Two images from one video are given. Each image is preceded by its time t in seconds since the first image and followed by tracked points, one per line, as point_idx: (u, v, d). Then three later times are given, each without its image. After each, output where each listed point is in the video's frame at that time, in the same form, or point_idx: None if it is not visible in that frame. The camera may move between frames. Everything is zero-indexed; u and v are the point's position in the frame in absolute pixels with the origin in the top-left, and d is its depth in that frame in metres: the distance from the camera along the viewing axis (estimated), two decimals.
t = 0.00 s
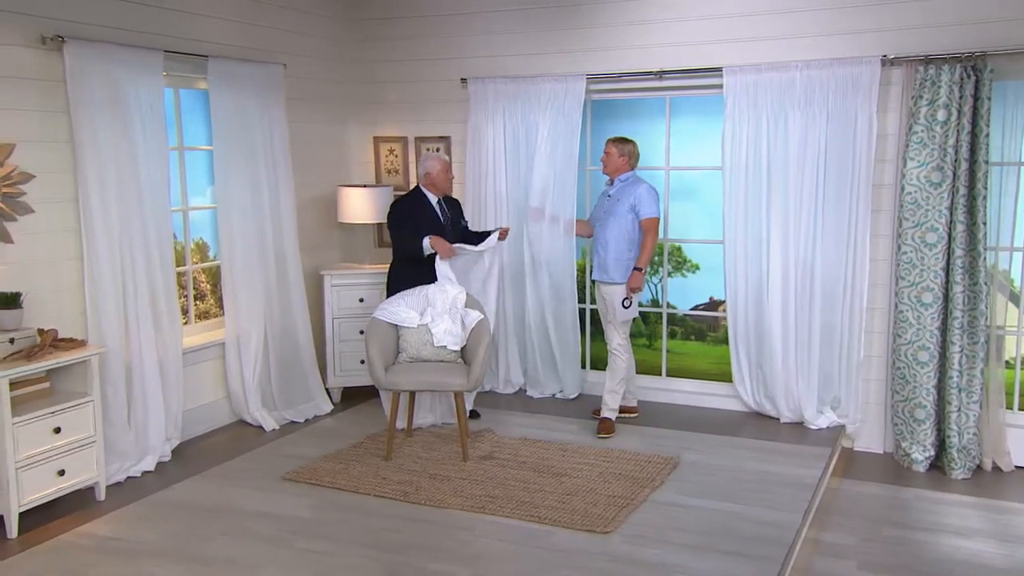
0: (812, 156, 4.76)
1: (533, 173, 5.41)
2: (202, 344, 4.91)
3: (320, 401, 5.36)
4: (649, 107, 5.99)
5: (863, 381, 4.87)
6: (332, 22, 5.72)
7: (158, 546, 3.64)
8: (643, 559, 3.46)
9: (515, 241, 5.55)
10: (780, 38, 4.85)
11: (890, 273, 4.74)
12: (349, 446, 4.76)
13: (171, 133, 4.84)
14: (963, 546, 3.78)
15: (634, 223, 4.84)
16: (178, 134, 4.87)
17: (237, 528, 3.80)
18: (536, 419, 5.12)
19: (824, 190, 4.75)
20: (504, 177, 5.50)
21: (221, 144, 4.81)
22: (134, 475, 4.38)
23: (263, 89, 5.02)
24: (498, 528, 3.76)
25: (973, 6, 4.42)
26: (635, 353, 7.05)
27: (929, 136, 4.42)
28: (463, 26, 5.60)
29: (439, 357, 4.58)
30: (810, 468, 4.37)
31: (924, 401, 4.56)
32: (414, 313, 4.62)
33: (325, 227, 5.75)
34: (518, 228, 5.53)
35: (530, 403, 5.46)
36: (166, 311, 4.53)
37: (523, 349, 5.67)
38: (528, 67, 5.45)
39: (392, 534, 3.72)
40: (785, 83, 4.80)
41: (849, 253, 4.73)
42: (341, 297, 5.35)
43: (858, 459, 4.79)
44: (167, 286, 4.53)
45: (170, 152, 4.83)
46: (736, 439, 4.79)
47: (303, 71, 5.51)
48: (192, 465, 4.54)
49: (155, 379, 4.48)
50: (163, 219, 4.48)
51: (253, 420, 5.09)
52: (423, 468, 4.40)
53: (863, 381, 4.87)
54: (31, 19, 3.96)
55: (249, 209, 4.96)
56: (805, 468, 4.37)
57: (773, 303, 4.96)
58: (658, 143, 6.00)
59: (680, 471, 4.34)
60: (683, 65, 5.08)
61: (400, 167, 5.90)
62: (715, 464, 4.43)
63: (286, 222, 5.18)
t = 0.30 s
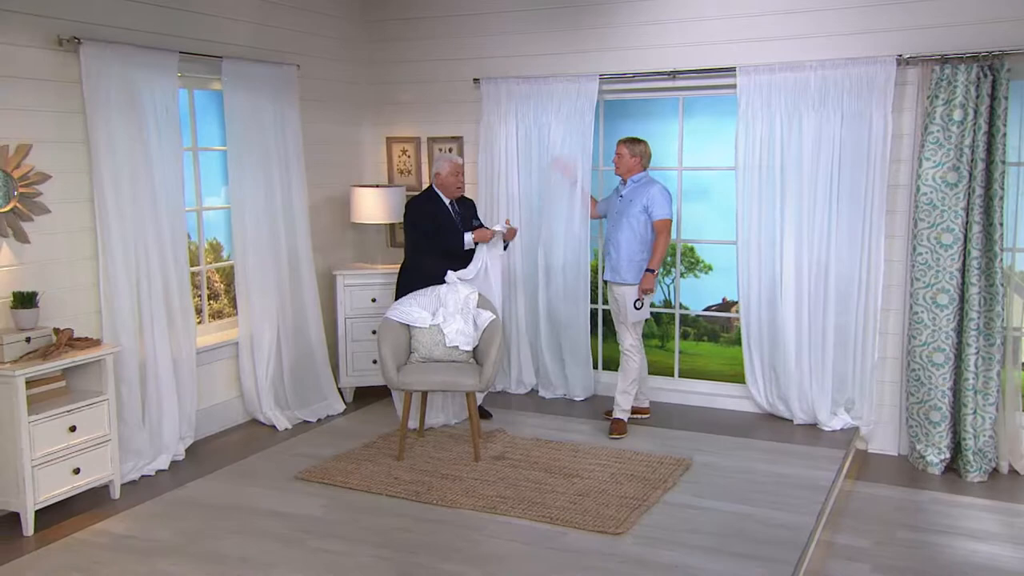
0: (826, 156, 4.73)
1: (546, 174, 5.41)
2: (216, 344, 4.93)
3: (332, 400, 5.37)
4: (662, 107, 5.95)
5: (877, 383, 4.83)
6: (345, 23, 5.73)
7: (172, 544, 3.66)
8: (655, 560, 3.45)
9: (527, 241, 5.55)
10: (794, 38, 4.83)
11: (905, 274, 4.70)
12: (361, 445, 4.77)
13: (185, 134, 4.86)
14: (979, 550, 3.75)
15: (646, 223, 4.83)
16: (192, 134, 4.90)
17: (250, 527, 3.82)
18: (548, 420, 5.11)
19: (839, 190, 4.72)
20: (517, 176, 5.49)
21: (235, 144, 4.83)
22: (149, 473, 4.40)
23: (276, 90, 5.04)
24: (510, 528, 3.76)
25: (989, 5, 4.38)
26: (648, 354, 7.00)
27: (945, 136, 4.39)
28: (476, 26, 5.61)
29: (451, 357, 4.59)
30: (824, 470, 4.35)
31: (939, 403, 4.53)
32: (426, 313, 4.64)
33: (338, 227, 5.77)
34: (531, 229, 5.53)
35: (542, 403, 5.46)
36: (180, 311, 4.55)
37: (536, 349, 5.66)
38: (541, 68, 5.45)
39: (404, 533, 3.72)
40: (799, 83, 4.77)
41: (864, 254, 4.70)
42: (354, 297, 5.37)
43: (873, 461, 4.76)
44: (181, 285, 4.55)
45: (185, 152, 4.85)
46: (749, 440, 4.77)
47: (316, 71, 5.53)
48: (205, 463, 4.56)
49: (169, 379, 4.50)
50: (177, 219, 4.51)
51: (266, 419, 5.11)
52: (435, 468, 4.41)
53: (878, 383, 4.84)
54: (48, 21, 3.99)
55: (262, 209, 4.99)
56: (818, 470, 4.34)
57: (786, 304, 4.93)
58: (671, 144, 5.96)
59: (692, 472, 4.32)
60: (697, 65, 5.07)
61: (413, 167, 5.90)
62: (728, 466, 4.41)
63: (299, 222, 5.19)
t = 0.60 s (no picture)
0: (839, 156, 4.71)
1: (557, 175, 5.41)
2: (229, 343, 4.96)
3: (343, 400, 5.39)
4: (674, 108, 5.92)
5: (890, 385, 4.81)
6: (357, 24, 5.75)
7: (185, 543, 3.68)
8: (665, 562, 3.44)
9: (538, 243, 5.55)
10: (807, 38, 4.81)
11: (919, 276, 4.67)
12: (372, 445, 4.78)
13: (199, 135, 4.89)
14: (993, 553, 3.72)
15: (658, 225, 4.83)
16: (205, 135, 4.92)
17: (262, 526, 3.83)
18: (558, 421, 5.11)
19: (852, 191, 4.70)
20: (528, 177, 5.49)
21: (248, 145, 4.86)
22: (162, 472, 4.42)
23: (289, 90, 5.06)
24: (521, 529, 3.76)
25: (1005, 4, 4.35)
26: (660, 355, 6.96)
27: (959, 136, 4.37)
28: (488, 27, 5.61)
29: (462, 358, 4.59)
30: (836, 472, 4.33)
31: (952, 405, 4.50)
32: (437, 314, 4.65)
33: (350, 228, 5.78)
34: (542, 229, 5.53)
35: (553, 404, 5.46)
36: (193, 310, 4.57)
37: (546, 351, 5.66)
38: (553, 68, 5.45)
39: (415, 533, 3.73)
40: (812, 84, 4.76)
41: (876, 255, 4.68)
42: (365, 297, 5.38)
43: (885, 464, 4.74)
44: (194, 285, 4.58)
45: (198, 153, 4.88)
46: (761, 442, 4.76)
47: (329, 72, 5.55)
48: (217, 463, 4.58)
49: (182, 378, 4.53)
50: (190, 219, 4.53)
51: (277, 419, 5.13)
52: (446, 468, 4.41)
53: (891, 385, 4.81)
54: (62, 23, 4.02)
55: (274, 209, 5.01)
56: (830, 472, 4.32)
57: (799, 305, 4.91)
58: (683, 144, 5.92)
59: (703, 474, 4.31)
60: (709, 66, 5.06)
61: (424, 168, 5.91)
62: (739, 467, 4.40)
63: (311, 222, 5.21)
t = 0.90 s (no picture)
0: (851, 157, 4.69)
1: (567, 176, 5.41)
2: (240, 343, 4.98)
3: (354, 400, 5.41)
4: (684, 109, 5.88)
5: (902, 387, 4.78)
6: (368, 26, 5.77)
7: (195, 542, 3.70)
8: (674, 564, 3.44)
9: (548, 244, 5.55)
10: (818, 38, 4.80)
11: (931, 277, 4.64)
12: (381, 446, 4.79)
13: (211, 136, 4.92)
14: (1005, 557, 3.70)
15: (669, 225, 4.82)
16: (218, 136, 4.95)
17: (272, 525, 3.85)
18: (568, 422, 5.11)
19: (864, 191, 4.68)
20: (538, 178, 5.49)
21: (260, 146, 4.88)
22: (174, 471, 4.45)
23: (301, 92, 5.09)
24: (529, 530, 3.76)
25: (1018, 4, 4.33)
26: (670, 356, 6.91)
27: (972, 137, 4.34)
28: (499, 29, 5.62)
29: (472, 358, 4.60)
30: (847, 474, 4.31)
31: (965, 407, 4.47)
32: (447, 314, 4.66)
33: (361, 228, 5.80)
34: (551, 230, 5.54)
35: (563, 405, 5.45)
36: (205, 310, 4.60)
37: (556, 351, 5.66)
38: (563, 69, 5.45)
39: (425, 534, 3.74)
40: (824, 84, 4.74)
41: (889, 256, 4.65)
42: (376, 297, 5.39)
43: (897, 466, 4.71)
44: (206, 285, 4.60)
45: (210, 154, 4.90)
46: (771, 443, 4.74)
47: (340, 74, 5.57)
48: (228, 462, 4.61)
49: (194, 378, 4.55)
50: (202, 219, 4.55)
51: (288, 418, 5.15)
52: (456, 469, 4.42)
53: (903, 387, 4.78)
54: (76, 25, 4.05)
55: (286, 210, 5.03)
56: (841, 474, 4.31)
57: (810, 307, 4.89)
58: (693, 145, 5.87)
59: (712, 476, 4.30)
60: (720, 66, 5.05)
61: (435, 168, 5.92)
62: (748, 469, 4.39)
63: (322, 223, 5.23)
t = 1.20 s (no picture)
0: (865, 158, 4.67)
1: (579, 177, 5.41)
2: (253, 343, 5.01)
3: (365, 400, 5.42)
4: (696, 110, 5.87)
5: (916, 389, 4.75)
6: (381, 27, 5.79)
7: (208, 540, 3.72)
8: (685, 565, 3.43)
9: (560, 244, 5.56)
10: (830, 38, 4.78)
11: (945, 278, 4.61)
12: (393, 446, 4.80)
13: (224, 137, 4.95)
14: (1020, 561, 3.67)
15: (681, 226, 4.81)
16: (231, 137, 4.98)
17: (284, 525, 3.87)
18: (579, 422, 5.11)
19: (877, 192, 4.66)
20: (550, 178, 5.50)
21: (273, 147, 4.91)
22: (187, 470, 4.47)
23: (314, 93, 5.12)
24: (540, 530, 3.76)
25: None
26: (681, 357, 6.88)
27: (987, 138, 4.32)
28: (511, 29, 5.63)
29: (483, 359, 4.60)
30: (859, 477, 4.29)
31: (980, 410, 4.44)
32: (458, 315, 4.67)
33: (373, 229, 5.82)
34: (563, 231, 5.55)
35: (574, 406, 5.45)
36: (218, 310, 4.62)
37: (568, 352, 5.66)
38: (576, 70, 5.46)
39: (436, 534, 3.75)
40: (838, 85, 4.72)
41: (902, 257, 4.63)
42: (388, 297, 5.41)
43: (911, 469, 4.68)
44: (219, 285, 4.62)
45: (224, 155, 4.93)
46: (783, 445, 4.73)
47: (353, 75, 5.59)
48: (241, 461, 4.63)
49: (207, 377, 4.57)
50: (216, 219, 4.58)
51: (300, 418, 5.17)
52: (466, 469, 4.43)
53: (917, 389, 4.76)
54: (92, 27, 4.09)
55: (298, 210, 5.05)
56: (853, 476, 4.29)
57: (822, 308, 4.87)
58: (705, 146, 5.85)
59: (723, 477, 4.29)
60: (732, 67, 5.04)
61: (447, 169, 5.94)
62: (760, 471, 4.37)
63: (334, 224, 5.25)
